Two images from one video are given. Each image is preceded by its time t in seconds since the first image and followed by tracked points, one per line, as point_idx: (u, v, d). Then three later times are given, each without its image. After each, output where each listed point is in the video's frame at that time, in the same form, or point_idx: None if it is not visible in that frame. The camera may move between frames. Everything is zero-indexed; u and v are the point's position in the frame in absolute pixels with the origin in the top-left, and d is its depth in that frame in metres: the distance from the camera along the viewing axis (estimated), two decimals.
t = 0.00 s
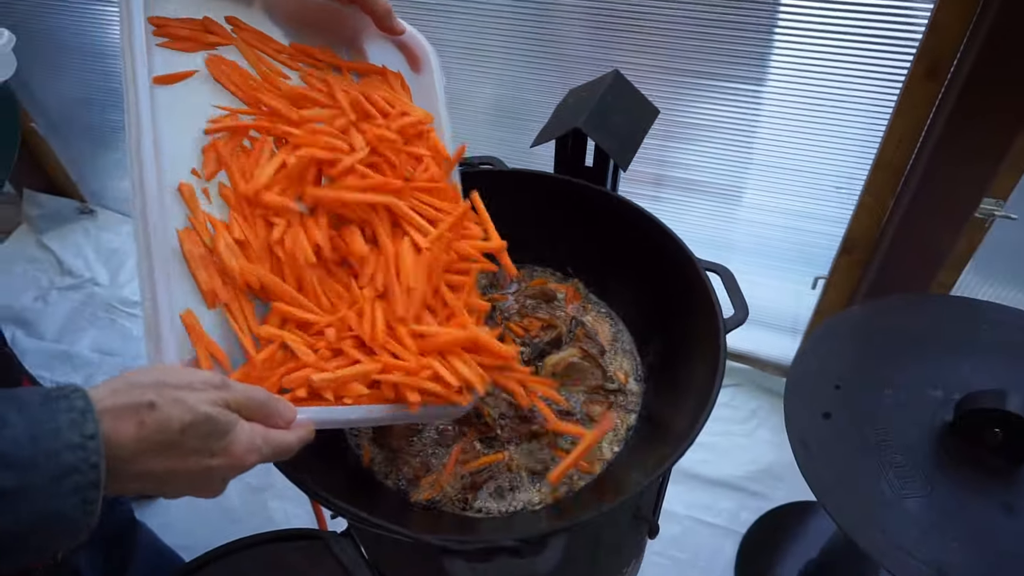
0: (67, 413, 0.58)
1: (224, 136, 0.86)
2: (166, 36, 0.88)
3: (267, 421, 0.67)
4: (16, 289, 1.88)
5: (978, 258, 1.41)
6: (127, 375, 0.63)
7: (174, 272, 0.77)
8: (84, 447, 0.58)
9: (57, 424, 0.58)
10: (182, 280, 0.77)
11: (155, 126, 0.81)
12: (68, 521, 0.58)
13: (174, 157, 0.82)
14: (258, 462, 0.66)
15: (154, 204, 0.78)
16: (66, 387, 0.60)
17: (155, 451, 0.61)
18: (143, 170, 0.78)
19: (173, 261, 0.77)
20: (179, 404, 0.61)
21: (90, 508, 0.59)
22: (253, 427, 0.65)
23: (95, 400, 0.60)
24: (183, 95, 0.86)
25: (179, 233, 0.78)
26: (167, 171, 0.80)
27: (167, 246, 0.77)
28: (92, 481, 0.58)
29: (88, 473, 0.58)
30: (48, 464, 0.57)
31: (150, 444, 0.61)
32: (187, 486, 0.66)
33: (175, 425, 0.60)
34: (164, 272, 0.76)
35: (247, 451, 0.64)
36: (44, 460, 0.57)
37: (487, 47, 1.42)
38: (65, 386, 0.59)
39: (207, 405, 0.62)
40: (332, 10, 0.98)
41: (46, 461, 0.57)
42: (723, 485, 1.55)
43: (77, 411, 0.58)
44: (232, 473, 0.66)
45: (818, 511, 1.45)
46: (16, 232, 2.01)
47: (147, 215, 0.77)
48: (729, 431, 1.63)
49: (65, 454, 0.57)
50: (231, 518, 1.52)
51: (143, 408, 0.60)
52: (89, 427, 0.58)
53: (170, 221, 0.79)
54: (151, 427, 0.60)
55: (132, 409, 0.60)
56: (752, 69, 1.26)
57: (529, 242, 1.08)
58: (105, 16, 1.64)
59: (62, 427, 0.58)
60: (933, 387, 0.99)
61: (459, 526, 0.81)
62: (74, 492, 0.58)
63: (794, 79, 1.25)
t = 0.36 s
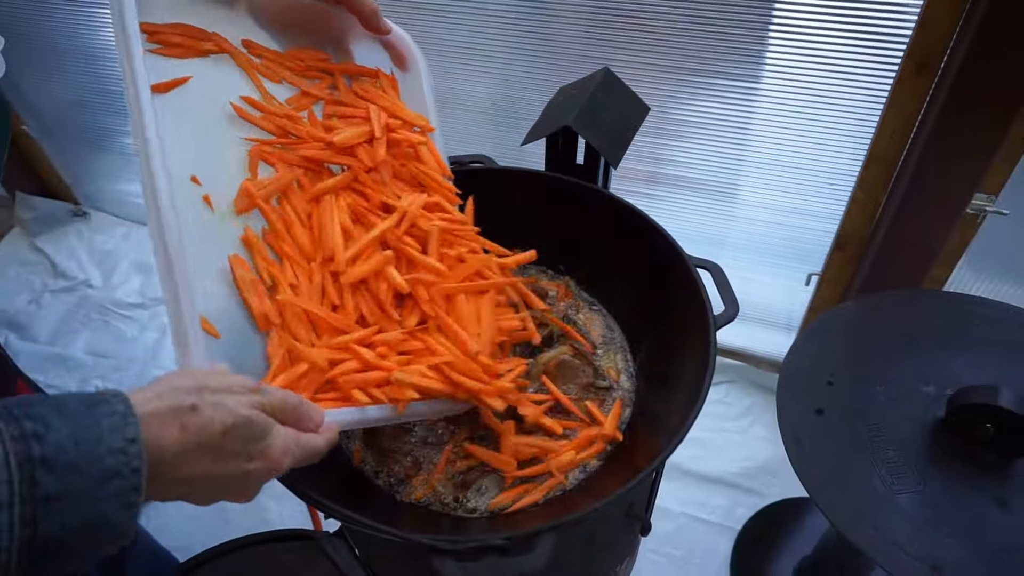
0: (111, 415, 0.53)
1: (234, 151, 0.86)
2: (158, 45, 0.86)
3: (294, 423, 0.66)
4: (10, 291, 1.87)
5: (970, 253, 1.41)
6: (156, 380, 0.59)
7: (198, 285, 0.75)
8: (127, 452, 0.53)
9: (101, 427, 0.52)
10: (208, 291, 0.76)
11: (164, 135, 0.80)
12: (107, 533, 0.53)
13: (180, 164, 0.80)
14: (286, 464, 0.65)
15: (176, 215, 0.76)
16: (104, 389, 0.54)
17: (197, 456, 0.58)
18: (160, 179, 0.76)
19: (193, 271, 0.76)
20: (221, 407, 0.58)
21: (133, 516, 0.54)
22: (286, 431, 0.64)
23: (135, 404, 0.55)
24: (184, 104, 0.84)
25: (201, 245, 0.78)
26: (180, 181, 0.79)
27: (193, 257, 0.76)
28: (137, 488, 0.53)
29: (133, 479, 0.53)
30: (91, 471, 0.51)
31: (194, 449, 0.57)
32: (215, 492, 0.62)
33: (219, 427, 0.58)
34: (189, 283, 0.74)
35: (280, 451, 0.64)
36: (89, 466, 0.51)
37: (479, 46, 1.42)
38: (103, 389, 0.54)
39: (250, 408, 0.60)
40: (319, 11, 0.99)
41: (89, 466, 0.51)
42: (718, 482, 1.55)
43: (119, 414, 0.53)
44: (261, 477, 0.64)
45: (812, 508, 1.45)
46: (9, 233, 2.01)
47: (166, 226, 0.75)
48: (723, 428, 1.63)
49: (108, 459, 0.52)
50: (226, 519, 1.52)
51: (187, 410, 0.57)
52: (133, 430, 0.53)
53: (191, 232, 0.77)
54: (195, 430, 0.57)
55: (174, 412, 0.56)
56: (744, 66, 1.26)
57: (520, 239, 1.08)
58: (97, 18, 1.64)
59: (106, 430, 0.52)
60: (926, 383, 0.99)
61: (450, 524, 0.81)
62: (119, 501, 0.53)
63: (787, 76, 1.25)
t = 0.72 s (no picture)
0: (97, 439, 0.53)
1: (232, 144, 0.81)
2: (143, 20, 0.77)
3: (282, 438, 0.65)
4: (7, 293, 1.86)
5: (970, 244, 1.40)
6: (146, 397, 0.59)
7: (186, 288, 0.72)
8: (115, 474, 0.53)
9: (88, 451, 0.53)
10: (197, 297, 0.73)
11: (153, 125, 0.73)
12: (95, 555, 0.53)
13: (167, 154, 0.73)
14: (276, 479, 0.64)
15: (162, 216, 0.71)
16: (92, 411, 0.55)
17: (184, 476, 0.57)
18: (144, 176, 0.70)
19: (178, 273, 0.71)
20: (211, 426, 0.58)
21: (122, 539, 0.55)
22: (274, 446, 0.64)
23: (124, 425, 0.55)
24: (174, 94, 0.76)
25: (191, 247, 0.74)
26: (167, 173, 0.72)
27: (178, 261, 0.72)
28: (124, 512, 0.54)
29: (121, 503, 0.54)
30: (76, 496, 0.52)
31: (181, 469, 0.57)
32: (208, 508, 0.62)
33: (207, 447, 0.57)
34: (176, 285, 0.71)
35: (268, 470, 0.63)
36: (76, 491, 0.52)
37: (474, 40, 1.40)
38: (91, 410, 0.55)
39: (238, 427, 0.59)
40: None
41: (75, 493, 0.52)
42: (719, 477, 1.54)
43: (107, 437, 0.54)
44: (252, 493, 0.63)
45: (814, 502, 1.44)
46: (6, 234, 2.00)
47: (155, 228, 0.69)
48: (724, 423, 1.63)
49: (96, 483, 0.53)
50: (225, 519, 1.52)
51: (175, 431, 0.57)
52: (121, 453, 0.54)
53: (182, 234, 0.73)
54: (183, 451, 0.57)
55: (162, 433, 0.56)
56: (743, 58, 1.25)
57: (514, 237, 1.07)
58: (88, 17, 1.62)
59: (92, 454, 0.53)
60: (925, 377, 0.98)
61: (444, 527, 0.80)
62: (105, 525, 0.53)
63: (786, 69, 1.23)
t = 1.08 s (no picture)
0: (43, 432, 0.53)
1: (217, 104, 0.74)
2: None
3: (233, 427, 0.63)
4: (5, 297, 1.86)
5: (969, 242, 1.40)
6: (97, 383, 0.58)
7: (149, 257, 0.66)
8: (64, 464, 0.54)
9: (34, 443, 0.53)
10: (159, 266, 0.67)
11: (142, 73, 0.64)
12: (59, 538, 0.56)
13: (151, 103, 0.65)
14: (226, 465, 0.63)
15: (140, 179, 0.64)
16: (39, 400, 0.55)
17: (134, 469, 0.57)
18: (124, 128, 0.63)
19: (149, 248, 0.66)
20: (161, 420, 0.57)
21: (76, 525, 0.56)
22: (226, 436, 0.62)
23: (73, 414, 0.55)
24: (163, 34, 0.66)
25: (161, 210, 0.68)
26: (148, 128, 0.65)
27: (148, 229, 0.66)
28: (78, 498, 0.55)
29: (72, 491, 0.54)
30: (30, 486, 0.53)
31: (129, 460, 0.56)
32: (161, 491, 0.62)
33: (157, 442, 0.57)
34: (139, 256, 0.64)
35: (217, 460, 0.61)
36: (26, 481, 0.53)
37: (471, 41, 1.40)
38: (38, 399, 0.54)
39: (188, 422, 0.58)
40: None
41: (30, 483, 0.53)
42: (719, 476, 1.54)
43: (54, 426, 0.54)
44: (201, 479, 0.62)
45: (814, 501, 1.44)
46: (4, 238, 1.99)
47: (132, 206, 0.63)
48: (724, 422, 1.62)
49: (46, 473, 0.53)
50: (225, 521, 1.52)
51: (126, 426, 0.56)
52: (69, 443, 0.54)
53: (155, 199, 0.66)
54: (134, 443, 0.56)
55: (110, 428, 0.55)
56: (741, 57, 1.24)
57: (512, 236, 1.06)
58: (84, 20, 1.62)
59: (40, 447, 0.53)
60: (925, 375, 0.98)
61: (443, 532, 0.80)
62: (58, 512, 0.54)
63: (784, 67, 1.23)
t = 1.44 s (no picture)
0: (55, 406, 0.55)
1: (264, 71, 0.70)
2: None
3: (232, 410, 0.67)
4: (15, 294, 1.87)
5: (976, 241, 1.40)
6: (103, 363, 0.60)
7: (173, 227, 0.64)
8: (76, 438, 0.55)
9: (47, 417, 0.54)
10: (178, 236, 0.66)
11: (189, 43, 0.61)
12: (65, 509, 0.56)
13: (190, 67, 0.62)
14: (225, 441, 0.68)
15: (163, 152, 0.63)
16: (51, 376, 0.56)
17: (137, 449, 0.61)
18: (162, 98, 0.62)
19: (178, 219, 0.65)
20: (166, 407, 0.60)
21: (86, 497, 0.57)
22: (225, 420, 0.66)
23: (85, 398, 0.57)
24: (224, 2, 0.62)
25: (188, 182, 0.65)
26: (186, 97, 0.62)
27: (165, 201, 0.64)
28: (87, 471, 0.56)
29: (82, 465, 0.56)
30: (39, 459, 0.54)
31: (137, 441, 0.60)
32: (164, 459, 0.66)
33: (162, 429, 0.61)
34: (158, 225, 0.64)
35: (215, 439, 0.66)
36: (38, 454, 0.54)
37: (480, 40, 1.40)
38: (49, 376, 0.56)
39: (192, 412, 0.62)
40: None
41: (39, 456, 0.54)
42: (725, 475, 1.54)
43: (65, 402, 0.55)
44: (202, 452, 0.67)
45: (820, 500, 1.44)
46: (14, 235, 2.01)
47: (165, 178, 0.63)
48: (730, 421, 1.62)
49: (58, 447, 0.55)
50: (232, 517, 1.53)
51: (133, 412, 0.59)
52: (80, 418, 0.55)
53: (182, 172, 0.64)
54: (139, 427, 0.60)
55: (119, 416, 0.58)
56: (749, 55, 1.24)
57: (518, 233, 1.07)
58: (93, 19, 1.63)
59: (52, 421, 0.55)
60: (932, 374, 0.98)
61: (449, 527, 0.80)
62: (69, 485, 0.56)
63: (792, 66, 1.23)
